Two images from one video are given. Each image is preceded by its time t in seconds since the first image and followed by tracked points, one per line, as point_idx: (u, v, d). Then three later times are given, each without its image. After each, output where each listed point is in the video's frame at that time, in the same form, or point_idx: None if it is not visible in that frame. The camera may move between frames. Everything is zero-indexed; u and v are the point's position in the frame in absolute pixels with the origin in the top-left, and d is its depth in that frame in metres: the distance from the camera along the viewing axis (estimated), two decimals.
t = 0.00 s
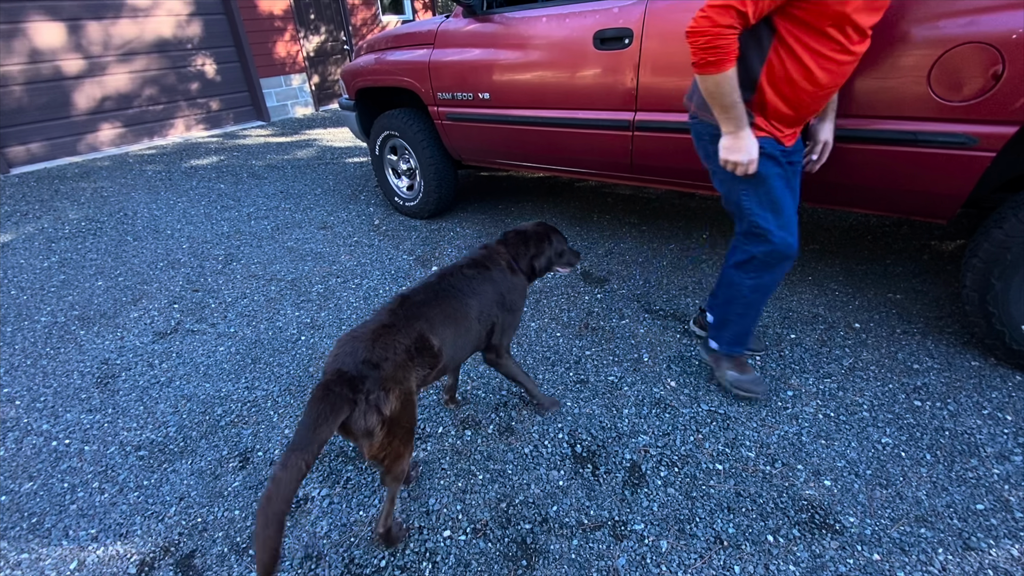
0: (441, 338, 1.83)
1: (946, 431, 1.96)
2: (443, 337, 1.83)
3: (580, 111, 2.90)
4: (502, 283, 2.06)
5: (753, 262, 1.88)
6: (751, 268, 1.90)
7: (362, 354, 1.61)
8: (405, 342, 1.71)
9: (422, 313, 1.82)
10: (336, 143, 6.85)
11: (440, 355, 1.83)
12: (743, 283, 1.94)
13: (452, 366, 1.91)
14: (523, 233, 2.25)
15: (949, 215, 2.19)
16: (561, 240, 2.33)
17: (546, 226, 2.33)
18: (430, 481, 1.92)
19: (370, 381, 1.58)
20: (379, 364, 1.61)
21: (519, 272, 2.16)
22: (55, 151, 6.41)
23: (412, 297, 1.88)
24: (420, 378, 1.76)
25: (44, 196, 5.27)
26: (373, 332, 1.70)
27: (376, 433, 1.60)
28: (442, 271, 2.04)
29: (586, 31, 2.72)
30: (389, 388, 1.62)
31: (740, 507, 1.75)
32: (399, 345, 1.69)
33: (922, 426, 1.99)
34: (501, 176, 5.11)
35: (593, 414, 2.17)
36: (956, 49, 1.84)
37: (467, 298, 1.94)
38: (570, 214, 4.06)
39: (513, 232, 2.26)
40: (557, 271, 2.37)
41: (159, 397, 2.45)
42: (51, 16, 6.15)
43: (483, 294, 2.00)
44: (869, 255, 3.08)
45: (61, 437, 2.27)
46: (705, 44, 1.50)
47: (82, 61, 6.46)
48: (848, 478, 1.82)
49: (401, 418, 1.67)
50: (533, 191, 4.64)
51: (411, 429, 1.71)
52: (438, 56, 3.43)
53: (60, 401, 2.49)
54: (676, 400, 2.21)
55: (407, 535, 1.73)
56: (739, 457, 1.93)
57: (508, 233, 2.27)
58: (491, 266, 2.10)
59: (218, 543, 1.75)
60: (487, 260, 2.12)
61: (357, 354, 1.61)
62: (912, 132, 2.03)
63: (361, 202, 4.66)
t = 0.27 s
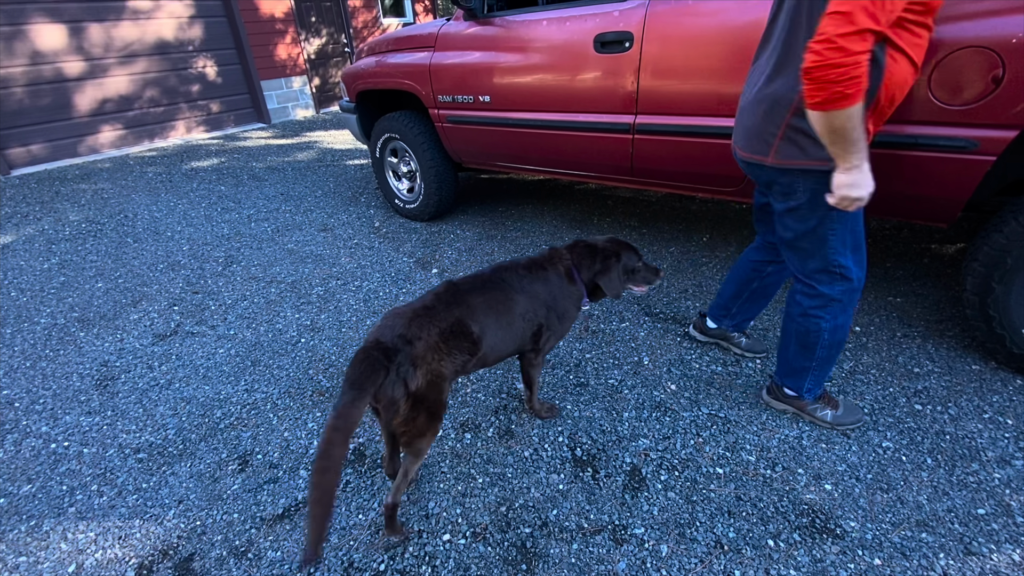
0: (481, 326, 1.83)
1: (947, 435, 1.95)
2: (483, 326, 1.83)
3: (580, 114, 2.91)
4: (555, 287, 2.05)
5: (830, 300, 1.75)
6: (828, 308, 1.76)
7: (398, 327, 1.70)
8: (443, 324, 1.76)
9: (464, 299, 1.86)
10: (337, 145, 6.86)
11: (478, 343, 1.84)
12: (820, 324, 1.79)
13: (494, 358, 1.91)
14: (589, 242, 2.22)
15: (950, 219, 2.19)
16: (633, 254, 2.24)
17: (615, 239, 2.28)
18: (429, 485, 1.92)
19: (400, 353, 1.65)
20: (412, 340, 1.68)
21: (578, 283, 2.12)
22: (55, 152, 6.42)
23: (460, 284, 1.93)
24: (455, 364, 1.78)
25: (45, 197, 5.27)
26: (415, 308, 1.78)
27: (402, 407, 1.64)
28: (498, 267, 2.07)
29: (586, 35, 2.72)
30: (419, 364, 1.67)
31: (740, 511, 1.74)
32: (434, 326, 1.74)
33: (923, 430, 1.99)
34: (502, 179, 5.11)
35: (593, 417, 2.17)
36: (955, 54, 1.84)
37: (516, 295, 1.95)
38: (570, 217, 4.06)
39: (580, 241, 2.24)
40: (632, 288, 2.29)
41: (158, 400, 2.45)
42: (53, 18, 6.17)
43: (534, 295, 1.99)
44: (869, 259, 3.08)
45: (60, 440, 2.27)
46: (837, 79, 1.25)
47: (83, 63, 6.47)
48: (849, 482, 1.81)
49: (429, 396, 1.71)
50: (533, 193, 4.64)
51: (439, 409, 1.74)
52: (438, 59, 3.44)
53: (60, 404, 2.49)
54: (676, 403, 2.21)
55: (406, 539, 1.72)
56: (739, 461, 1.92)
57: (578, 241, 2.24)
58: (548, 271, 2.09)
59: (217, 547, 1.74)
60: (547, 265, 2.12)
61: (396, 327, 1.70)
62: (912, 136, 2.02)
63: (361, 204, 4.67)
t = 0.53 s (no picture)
0: (523, 321, 1.83)
1: (947, 440, 1.95)
2: (524, 321, 1.83)
3: (580, 118, 2.91)
4: (613, 294, 1.98)
5: (836, 310, 1.76)
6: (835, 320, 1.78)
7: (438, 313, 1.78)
8: (485, 317, 1.79)
9: (509, 295, 1.86)
10: (337, 148, 6.86)
11: (522, 337, 1.83)
12: (825, 334, 1.81)
13: (543, 355, 1.89)
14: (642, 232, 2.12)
15: (949, 223, 2.19)
16: (693, 233, 2.15)
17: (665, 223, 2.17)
18: (428, 489, 1.91)
19: (435, 339, 1.73)
20: (447, 327, 1.74)
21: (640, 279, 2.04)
22: (56, 155, 6.43)
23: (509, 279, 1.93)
24: (496, 356, 1.80)
25: (45, 199, 5.28)
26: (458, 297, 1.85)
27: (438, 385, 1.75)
28: (551, 266, 2.04)
29: (586, 39, 2.73)
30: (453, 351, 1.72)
31: (741, 516, 1.74)
32: (471, 316, 1.77)
33: (924, 435, 1.98)
34: (502, 182, 5.12)
35: (593, 421, 2.16)
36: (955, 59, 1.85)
37: (566, 295, 1.91)
38: (570, 220, 4.06)
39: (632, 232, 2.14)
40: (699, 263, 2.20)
41: (157, 403, 2.45)
42: (55, 21, 6.18)
43: (587, 297, 1.94)
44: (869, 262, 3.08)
45: (59, 443, 2.26)
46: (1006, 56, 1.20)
47: (84, 66, 6.48)
48: (849, 487, 1.81)
49: (466, 384, 1.75)
50: (533, 196, 4.65)
51: (476, 396, 1.78)
52: (439, 63, 3.45)
53: (58, 407, 2.48)
54: (676, 407, 2.20)
55: (405, 544, 1.72)
56: (739, 466, 1.92)
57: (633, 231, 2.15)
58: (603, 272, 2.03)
59: (216, 551, 1.74)
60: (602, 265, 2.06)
61: (436, 313, 1.79)
62: (912, 140, 2.02)
63: (361, 207, 4.67)
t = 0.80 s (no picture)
0: (559, 331, 1.78)
1: (946, 445, 1.95)
2: (560, 332, 1.78)
3: (580, 122, 2.92)
4: (656, 310, 1.84)
5: (822, 314, 1.79)
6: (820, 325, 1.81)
7: (473, 313, 1.79)
8: (518, 322, 1.76)
9: (547, 303, 1.82)
10: (337, 151, 6.87)
11: (553, 347, 1.80)
12: (814, 339, 1.83)
13: (575, 365, 1.84)
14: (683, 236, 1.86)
15: (947, 229, 2.19)
16: (744, 239, 1.78)
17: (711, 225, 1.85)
18: (426, 494, 1.91)
19: (464, 338, 1.74)
20: (476, 328, 1.74)
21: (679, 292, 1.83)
22: (57, 157, 6.44)
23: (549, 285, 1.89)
24: (526, 363, 1.78)
25: (45, 202, 5.29)
26: (494, 299, 1.84)
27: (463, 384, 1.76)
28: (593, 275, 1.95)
29: (585, 44, 2.73)
30: (481, 352, 1.71)
31: (739, 523, 1.73)
32: (503, 321, 1.75)
33: (923, 441, 1.98)
34: (501, 185, 5.12)
35: (591, 426, 2.16)
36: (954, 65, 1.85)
37: (604, 308, 1.82)
38: (570, 224, 4.06)
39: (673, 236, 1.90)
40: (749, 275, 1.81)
41: (156, 407, 2.44)
42: (56, 24, 6.20)
43: (626, 311, 1.83)
44: (868, 267, 3.08)
45: (57, 447, 2.26)
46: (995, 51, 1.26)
47: (85, 69, 6.49)
48: (848, 493, 1.81)
49: (491, 390, 1.73)
50: (533, 200, 4.65)
51: (499, 402, 1.76)
52: (438, 67, 3.45)
53: (57, 411, 2.48)
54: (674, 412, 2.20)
55: (402, 550, 1.72)
56: (738, 472, 1.92)
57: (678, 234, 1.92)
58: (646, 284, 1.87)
59: (213, 557, 1.74)
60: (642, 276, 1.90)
61: (471, 313, 1.79)
62: (909, 146, 2.02)
63: (361, 211, 4.67)
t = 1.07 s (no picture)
0: (576, 353, 1.72)
1: (945, 452, 1.94)
2: (578, 354, 1.72)
3: (579, 128, 2.92)
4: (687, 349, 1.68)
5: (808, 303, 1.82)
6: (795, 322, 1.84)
7: (490, 321, 1.79)
8: (534, 338, 1.73)
9: (570, 322, 1.75)
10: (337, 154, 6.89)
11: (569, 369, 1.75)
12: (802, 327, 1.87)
13: (592, 387, 1.78)
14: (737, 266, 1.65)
15: (946, 235, 2.19)
16: (806, 275, 1.58)
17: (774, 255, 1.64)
18: (425, 501, 1.91)
19: (479, 346, 1.76)
20: (491, 336, 1.76)
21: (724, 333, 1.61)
22: (57, 161, 6.44)
23: (575, 302, 1.81)
24: (539, 377, 1.76)
25: (45, 206, 5.29)
26: (517, 309, 1.81)
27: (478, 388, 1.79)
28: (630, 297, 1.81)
29: (584, 50, 2.74)
30: (491, 361, 1.73)
31: (738, 530, 1.73)
32: (519, 334, 1.74)
33: (922, 447, 1.98)
34: (501, 189, 5.13)
35: (590, 432, 2.16)
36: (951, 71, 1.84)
37: (627, 338, 1.71)
38: (569, 228, 4.07)
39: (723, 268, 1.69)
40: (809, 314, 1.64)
41: (154, 413, 2.44)
42: (56, 29, 6.21)
43: (655, 346, 1.69)
44: (867, 272, 3.08)
45: (54, 453, 2.26)
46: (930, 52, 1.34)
47: (86, 73, 6.51)
48: (847, 500, 1.80)
49: (500, 399, 1.76)
50: (532, 204, 4.66)
51: (507, 411, 1.78)
52: (438, 72, 3.46)
53: (55, 416, 2.48)
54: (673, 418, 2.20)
55: (400, 557, 1.71)
56: (736, 478, 1.91)
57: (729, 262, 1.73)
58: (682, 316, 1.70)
59: (211, 564, 1.73)
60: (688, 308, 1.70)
61: (493, 319, 1.80)
62: (907, 153, 2.02)
63: (360, 215, 4.68)
